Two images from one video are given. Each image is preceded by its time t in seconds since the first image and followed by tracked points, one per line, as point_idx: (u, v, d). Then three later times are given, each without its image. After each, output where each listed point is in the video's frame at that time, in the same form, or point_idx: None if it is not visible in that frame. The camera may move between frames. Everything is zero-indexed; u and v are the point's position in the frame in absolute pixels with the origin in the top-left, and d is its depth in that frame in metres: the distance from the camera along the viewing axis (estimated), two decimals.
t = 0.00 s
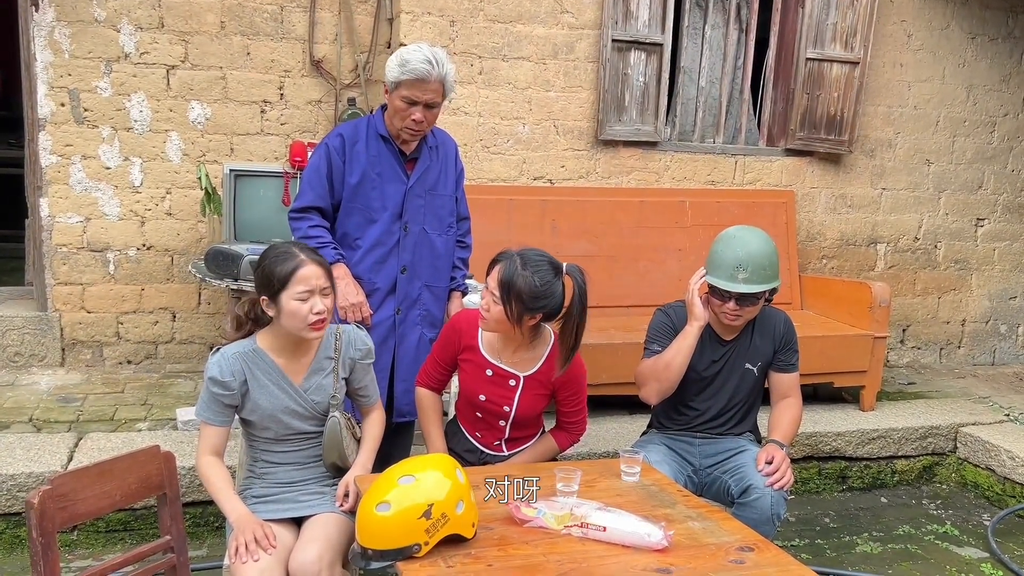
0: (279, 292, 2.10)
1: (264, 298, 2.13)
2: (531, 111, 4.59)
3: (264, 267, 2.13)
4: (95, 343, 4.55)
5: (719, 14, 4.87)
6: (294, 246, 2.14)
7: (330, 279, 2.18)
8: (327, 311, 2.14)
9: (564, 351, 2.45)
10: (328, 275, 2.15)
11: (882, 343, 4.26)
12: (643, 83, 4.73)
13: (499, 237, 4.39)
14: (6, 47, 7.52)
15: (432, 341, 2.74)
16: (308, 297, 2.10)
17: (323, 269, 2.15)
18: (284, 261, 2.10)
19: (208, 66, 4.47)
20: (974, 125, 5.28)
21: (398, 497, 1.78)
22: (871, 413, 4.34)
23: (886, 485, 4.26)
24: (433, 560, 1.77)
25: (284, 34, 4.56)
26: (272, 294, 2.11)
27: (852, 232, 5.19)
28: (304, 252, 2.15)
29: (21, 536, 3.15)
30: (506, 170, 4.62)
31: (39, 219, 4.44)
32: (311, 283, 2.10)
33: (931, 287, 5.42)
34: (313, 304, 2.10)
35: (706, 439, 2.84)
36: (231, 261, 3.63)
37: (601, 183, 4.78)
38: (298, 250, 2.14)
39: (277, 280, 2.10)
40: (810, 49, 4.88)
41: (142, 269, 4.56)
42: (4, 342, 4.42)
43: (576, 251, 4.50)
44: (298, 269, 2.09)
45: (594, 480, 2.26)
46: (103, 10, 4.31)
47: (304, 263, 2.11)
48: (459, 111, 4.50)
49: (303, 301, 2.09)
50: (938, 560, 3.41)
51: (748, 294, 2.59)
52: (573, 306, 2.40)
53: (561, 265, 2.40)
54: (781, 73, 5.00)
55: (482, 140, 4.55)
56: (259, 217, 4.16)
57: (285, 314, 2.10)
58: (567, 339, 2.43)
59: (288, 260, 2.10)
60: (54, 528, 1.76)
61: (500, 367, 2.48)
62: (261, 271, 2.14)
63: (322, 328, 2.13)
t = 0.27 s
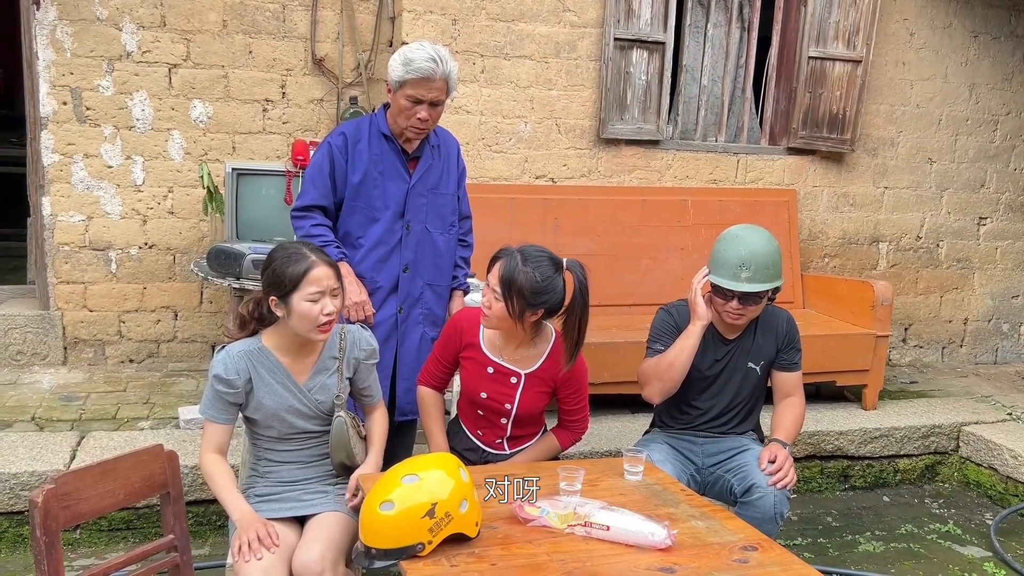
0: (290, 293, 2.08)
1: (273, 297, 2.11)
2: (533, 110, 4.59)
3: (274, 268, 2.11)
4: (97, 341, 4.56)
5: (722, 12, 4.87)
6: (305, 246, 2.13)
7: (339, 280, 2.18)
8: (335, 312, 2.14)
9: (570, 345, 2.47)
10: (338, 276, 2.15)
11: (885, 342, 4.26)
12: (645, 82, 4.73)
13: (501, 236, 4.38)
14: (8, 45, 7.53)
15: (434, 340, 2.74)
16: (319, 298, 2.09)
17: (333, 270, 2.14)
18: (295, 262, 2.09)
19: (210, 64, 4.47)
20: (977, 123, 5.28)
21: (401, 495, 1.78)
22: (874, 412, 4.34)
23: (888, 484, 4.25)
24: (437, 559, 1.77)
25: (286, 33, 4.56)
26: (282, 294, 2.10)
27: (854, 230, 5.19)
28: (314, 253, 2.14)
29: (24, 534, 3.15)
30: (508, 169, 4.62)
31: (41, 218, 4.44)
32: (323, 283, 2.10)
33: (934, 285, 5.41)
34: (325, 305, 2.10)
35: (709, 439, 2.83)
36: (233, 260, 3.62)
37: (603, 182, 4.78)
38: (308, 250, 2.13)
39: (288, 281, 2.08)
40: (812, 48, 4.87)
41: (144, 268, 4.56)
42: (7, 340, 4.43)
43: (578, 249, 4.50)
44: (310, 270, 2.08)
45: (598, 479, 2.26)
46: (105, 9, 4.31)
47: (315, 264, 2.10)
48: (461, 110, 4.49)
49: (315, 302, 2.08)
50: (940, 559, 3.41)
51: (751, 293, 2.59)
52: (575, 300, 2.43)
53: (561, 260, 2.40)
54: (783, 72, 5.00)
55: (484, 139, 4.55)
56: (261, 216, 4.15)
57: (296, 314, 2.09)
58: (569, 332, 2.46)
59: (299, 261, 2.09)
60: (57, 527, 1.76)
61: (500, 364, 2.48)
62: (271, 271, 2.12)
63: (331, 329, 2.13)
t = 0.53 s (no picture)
0: (299, 295, 2.07)
1: (281, 301, 2.10)
2: (535, 109, 4.58)
3: (281, 271, 2.10)
4: (99, 341, 4.56)
5: (723, 11, 4.86)
6: (311, 249, 2.13)
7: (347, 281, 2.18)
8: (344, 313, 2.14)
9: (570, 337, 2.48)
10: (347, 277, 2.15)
11: (887, 341, 4.25)
12: (647, 81, 4.73)
13: (503, 235, 4.38)
14: (9, 44, 7.53)
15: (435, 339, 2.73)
16: (329, 300, 2.09)
17: (341, 270, 2.14)
18: (305, 264, 2.09)
19: (212, 64, 4.47)
20: (979, 122, 5.27)
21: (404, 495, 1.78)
22: (876, 411, 4.33)
23: (890, 483, 4.25)
24: (439, 559, 1.77)
25: (287, 32, 4.56)
26: (291, 297, 2.08)
27: (856, 229, 5.18)
28: (322, 254, 2.14)
29: (26, 534, 3.15)
30: (510, 168, 4.61)
31: (43, 217, 4.44)
32: (332, 285, 2.10)
33: (936, 285, 5.41)
34: (334, 306, 2.10)
35: (711, 438, 2.83)
36: (235, 259, 3.62)
37: (605, 181, 4.78)
38: (316, 252, 2.12)
39: (297, 283, 2.07)
40: (814, 47, 4.87)
41: (145, 267, 4.56)
42: (9, 339, 4.43)
43: (580, 248, 4.50)
44: (320, 272, 2.08)
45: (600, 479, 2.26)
46: (106, 8, 4.31)
47: (325, 266, 2.10)
48: (463, 109, 4.49)
49: (324, 304, 2.08)
50: (942, 559, 3.41)
51: (753, 292, 2.58)
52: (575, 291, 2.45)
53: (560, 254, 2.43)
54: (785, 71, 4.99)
55: (486, 138, 4.54)
56: (263, 216, 4.15)
57: (305, 316, 2.08)
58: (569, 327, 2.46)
59: (307, 263, 2.09)
60: (60, 527, 1.76)
61: (501, 361, 2.49)
62: (278, 274, 2.11)
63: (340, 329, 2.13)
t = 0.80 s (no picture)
0: (310, 298, 2.07)
1: (293, 305, 2.10)
2: (536, 109, 4.58)
3: (292, 274, 2.10)
4: (100, 341, 4.56)
5: (725, 11, 4.86)
6: (322, 252, 2.13)
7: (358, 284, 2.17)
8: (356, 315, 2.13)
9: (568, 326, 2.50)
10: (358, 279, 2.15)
11: (888, 341, 4.25)
12: (648, 81, 4.72)
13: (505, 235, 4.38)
14: (10, 45, 7.54)
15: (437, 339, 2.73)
16: (340, 302, 2.08)
17: (351, 273, 2.14)
18: (315, 267, 2.08)
19: (213, 64, 4.47)
20: (980, 122, 5.26)
21: (406, 496, 1.78)
22: (877, 411, 4.33)
23: (892, 483, 4.25)
24: (441, 559, 1.77)
25: (288, 32, 4.56)
26: (302, 300, 2.08)
27: (858, 229, 5.18)
28: (332, 257, 2.13)
29: (28, 534, 3.16)
30: (511, 168, 4.61)
31: (44, 217, 4.44)
32: (343, 287, 2.09)
33: (937, 284, 5.41)
34: (346, 308, 2.09)
35: (713, 438, 2.83)
36: (236, 259, 3.62)
37: (606, 181, 4.77)
38: (327, 256, 2.12)
39: (308, 286, 2.07)
40: (816, 46, 4.86)
41: (147, 267, 4.56)
42: (11, 340, 4.43)
43: (581, 248, 4.49)
44: (331, 275, 2.08)
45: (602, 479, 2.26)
46: (107, 8, 4.31)
47: (335, 269, 2.10)
48: (464, 109, 4.49)
49: (336, 306, 2.08)
50: (944, 559, 3.40)
51: (755, 291, 2.58)
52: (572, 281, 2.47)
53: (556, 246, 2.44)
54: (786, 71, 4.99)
55: (487, 138, 4.54)
56: (263, 216, 4.15)
57: (317, 319, 2.08)
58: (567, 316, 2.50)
59: (318, 266, 2.08)
60: (62, 528, 1.76)
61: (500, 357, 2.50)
62: (289, 278, 2.11)
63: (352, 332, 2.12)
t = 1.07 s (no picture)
0: (319, 302, 2.07)
1: (302, 307, 2.10)
2: (537, 109, 4.58)
3: (303, 277, 2.10)
4: (101, 341, 4.56)
5: (725, 11, 4.86)
6: (333, 256, 2.13)
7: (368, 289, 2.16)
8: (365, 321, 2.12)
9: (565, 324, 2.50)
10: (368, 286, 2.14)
11: (889, 341, 4.24)
12: (649, 81, 4.72)
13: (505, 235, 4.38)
14: (11, 45, 7.54)
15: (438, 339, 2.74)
16: (349, 307, 2.08)
17: (362, 278, 2.13)
18: (326, 271, 2.08)
19: (213, 64, 4.47)
20: (981, 122, 5.26)
21: (406, 496, 1.78)
22: (878, 411, 4.33)
23: (893, 483, 4.25)
24: (441, 559, 1.77)
25: (289, 32, 4.56)
26: (311, 303, 2.08)
27: (858, 229, 5.17)
28: (344, 262, 2.13)
29: (29, 534, 3.16)
30: (511, 168, 4.61)
31: (45, 218, 4.44)
32: (353, 293, 2.08)
33: (938, 284, 5.40)
34: (354, 314, 2.08)
35: (714, 438, 2.83)
36: (237, 259, 3.62)
37: (606, 181, 4.77)
38: (339, 260, 2.11)
39: (317, 290, 2.07)
40: (816, 46, 4.86)
41: (148, 267, 4.56)
42: (12, 340, 4.44)
43: (581, 248, 4.49)
44: (341, 279, 2.07)
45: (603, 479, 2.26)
46: (108, 9, 4.31)
47: (346, 274, 2.09)
48: (464, 109, 4.49)
49: (344, 311, 2.07)
50: (945, 559, 3.40)
51: (755, 290, 2.58)
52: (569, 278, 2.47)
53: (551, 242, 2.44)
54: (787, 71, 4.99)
55: (488, 138, 4.54)
56: (264, 216, 4.15)
57: (326, 324, 2.07)
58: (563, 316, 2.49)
59: (328, 270, 2.08)
60: (63, 528, 1.76)
61: (497, 355, 2.50)
62: (299, 280, 2.11)
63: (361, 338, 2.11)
